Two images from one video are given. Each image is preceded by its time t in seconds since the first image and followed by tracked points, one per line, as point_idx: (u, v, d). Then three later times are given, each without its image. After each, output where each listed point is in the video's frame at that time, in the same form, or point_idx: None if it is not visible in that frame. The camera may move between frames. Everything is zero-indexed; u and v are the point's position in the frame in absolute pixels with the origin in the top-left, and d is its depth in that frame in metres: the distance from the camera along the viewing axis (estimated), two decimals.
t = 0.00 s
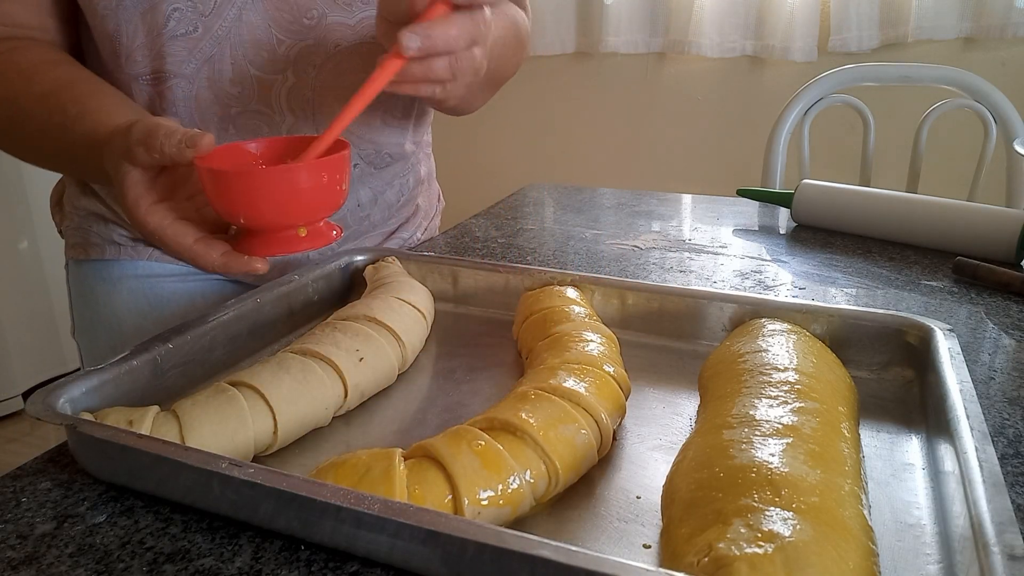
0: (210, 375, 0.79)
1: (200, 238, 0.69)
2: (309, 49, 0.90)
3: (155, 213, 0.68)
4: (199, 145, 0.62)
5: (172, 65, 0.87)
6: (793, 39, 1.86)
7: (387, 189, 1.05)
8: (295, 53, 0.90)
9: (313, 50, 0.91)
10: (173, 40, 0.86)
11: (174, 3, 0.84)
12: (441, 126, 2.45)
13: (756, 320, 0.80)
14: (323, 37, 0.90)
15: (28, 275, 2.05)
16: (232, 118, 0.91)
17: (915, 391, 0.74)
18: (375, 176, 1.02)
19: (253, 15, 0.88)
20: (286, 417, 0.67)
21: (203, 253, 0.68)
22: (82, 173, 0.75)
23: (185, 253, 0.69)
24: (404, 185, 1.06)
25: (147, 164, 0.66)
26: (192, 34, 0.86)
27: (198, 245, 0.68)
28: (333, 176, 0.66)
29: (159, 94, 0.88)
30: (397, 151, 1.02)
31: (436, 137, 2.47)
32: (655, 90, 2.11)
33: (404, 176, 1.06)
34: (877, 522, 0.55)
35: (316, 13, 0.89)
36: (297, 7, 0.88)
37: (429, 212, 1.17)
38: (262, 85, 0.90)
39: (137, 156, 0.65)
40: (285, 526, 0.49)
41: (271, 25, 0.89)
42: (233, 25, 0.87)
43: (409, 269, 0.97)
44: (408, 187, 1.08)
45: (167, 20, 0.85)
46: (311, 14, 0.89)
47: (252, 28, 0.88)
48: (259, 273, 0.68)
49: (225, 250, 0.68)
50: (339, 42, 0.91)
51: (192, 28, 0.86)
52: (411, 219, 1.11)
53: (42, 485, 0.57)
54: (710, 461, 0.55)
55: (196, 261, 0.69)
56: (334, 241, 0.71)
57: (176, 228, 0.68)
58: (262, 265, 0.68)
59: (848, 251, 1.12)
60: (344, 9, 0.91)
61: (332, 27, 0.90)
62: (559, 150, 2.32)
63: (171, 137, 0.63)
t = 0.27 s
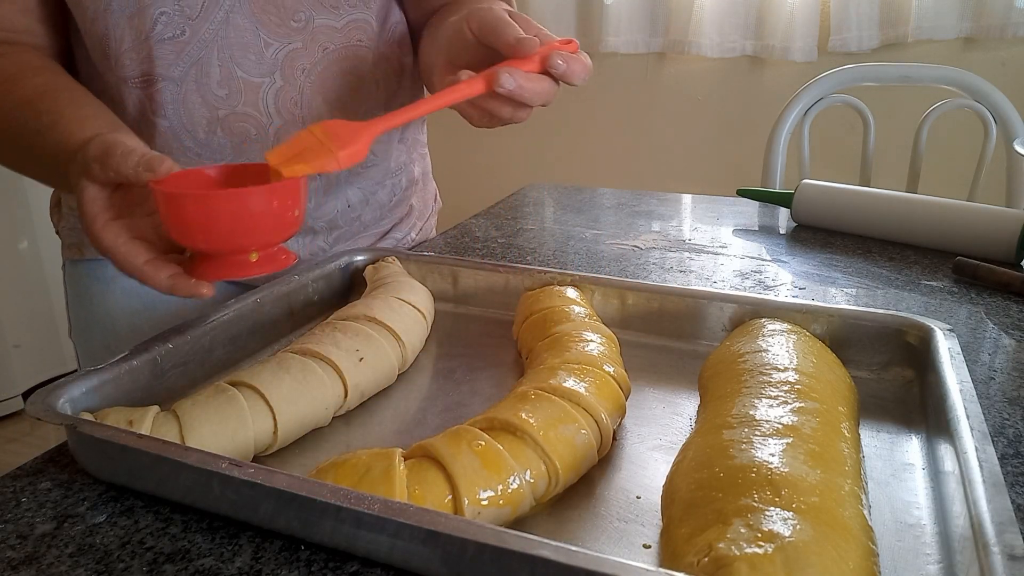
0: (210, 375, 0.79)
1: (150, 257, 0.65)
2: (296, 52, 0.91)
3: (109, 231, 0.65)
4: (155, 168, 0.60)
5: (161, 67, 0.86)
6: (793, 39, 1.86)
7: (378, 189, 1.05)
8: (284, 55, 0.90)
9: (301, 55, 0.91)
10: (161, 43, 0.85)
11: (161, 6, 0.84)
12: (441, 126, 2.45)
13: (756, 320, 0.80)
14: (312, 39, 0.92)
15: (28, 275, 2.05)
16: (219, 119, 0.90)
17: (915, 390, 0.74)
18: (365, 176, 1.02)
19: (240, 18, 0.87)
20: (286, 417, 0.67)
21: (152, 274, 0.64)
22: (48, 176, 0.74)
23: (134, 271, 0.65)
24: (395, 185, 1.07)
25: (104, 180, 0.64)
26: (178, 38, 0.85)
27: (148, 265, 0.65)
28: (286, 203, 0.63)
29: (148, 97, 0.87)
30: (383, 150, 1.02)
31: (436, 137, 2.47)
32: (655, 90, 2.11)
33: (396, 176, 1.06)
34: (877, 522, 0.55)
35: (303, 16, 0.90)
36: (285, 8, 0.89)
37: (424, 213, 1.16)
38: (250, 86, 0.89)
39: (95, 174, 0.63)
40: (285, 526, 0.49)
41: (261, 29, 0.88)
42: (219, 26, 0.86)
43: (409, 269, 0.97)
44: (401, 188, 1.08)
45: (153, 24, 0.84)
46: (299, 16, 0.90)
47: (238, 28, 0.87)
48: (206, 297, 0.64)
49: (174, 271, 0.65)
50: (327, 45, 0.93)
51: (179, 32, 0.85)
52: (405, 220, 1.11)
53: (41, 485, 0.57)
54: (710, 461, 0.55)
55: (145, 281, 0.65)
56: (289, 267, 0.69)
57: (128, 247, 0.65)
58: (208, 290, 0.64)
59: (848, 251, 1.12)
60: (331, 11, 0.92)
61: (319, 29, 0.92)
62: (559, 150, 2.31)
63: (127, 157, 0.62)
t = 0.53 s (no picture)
0: (210, 375, 0.79)
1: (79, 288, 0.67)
2: (280, 60, 0.87)
3: (44, 256, 0.67)
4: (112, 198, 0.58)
5: (147, 78, 0.83)
6: (793, 39, 1.86)
7: (374, 188, 1.02)
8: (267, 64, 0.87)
9: (285, 61, 0.87)
10: (145, 55, 0.82)
11: (146, 17, 0.81)
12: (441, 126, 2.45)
13: (756, 320, 0.80)
14: (296, 45, 0.87)
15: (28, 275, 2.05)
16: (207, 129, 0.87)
17: (915, 390, 0.74)
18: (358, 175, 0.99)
19: (224, 28, 0.83)
20: (286, 417, 0.67)
21: (78, 304, 0.66)
22: None
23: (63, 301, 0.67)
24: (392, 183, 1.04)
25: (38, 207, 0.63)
26: (163, 49, 0.82)
27: (76, 297, 0.67)
28: (210, 237, 0.62)
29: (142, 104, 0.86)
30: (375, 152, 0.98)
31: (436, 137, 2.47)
32: (655, 90, 2.11)
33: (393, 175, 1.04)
34: (877, 522, 0.55)
35: (286, 23, 0.85)
36: (267, 16, 0.84)
37: (420, 210, 1.13)
38: (237, 96, 0.87)
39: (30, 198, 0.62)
40: (285, 526, 0.49)
41: (243, 37, 0.84)
42: (204, 37, 0.83)
43: (409, 269, 0.97)
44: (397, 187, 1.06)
45: (138, 35, 0.82)
46: (281, 24, 0.85)
47: (222, 38, 0.83)
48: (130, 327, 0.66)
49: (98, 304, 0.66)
50: (311, 53, 0.88)
51: (163, 43, 0.82)
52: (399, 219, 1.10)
53: (41, 485, 0.57)
54: (710, 461, 0.55)
55: (74, 310, 0.67)
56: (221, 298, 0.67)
57: (59, 275, 0.67)
58: (131, 322, 0.66)
59: (848, 251, 1.12)
60: (315, 18, 0.87)
61: (303, 36, 0.87)
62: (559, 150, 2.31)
63: (60, 185, 0.59)
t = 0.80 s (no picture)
0: (210, 375, 0.79)
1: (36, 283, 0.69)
2: (260, 63, 0.89)
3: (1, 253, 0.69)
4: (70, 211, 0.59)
5: (130, 87, 0.85)
6: (793, 39, 1.86)
7: (355, 193, 1.01)
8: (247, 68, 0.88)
9: (264, 64, 0.89)
10: (125, 65, 0.84)
11: (123, 27, 0.83)
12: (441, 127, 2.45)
13: (756, 320, 0.80)
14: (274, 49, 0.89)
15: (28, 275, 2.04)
16: (191, 134, 0.89)
17: (915, 391, 0.74)
18: (337, 176, 0.98)
19: (201, 34, 0.84)
20: (286, 417, 0.67)
21: (33, 300, 0.68)
22: None
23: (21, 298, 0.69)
24: (376, 187, 1.03)
25: None
26: (142, 58, 0.84)
27: (30, 292, 0.68)
28: (166, 222, 0.62)
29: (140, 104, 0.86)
30: (355, 151, 0.98)
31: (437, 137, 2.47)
32: (655, 90, 2.11)
33: (377, 179, 1.03)
34: (877, 522, 0.55)
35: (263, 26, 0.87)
36: (243, 19, 0.86)
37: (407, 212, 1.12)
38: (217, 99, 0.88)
39: None
40: (285, 526, 0.49)
41: (221, 42, 0.86)
42: (181, 44, 0.84)
43: (409, 269, 0.97)
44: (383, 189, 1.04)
45: (116, 45, 0.83)
46: (258, 27, 0.87)
47: (199, 43, 0.85)
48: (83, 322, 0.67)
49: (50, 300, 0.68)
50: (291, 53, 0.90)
51: (141, 53, 0.84)
52: (388, 223, 1.07)
53: (41, 485, 0.57)
54: (710, 461, 0.55)
55: (29, 306, 0.69)
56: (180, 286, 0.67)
57: (15, 274, 0.69)
58: (87, 314, 0.67)
59: (848, 251, 1.12)
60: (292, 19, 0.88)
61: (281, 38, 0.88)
62: (559, 150, 2.31)
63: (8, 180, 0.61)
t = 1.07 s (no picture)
0: (210, 375, 0.79)
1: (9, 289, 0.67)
2: (231, 71, 0.86)
3: None
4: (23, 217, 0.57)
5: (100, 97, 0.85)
6: (793, 39, 1.86)
7: (348, 194, 0.99)
8: (218, 75, 0.85)
9: (235, 73, 0.86)
10: (94, 73, 0.83)
11: (90, 37, 0.82)
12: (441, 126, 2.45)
13: (756, 320, 0.80)
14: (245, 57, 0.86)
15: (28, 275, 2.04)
16: (162, 147, 0.88)
17: (915, 391, 0.74)
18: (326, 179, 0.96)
19: (167, 44, 0.83)
20: (286, 417, 0.67)
21: (4, 304, 0.66)
22: None
23: None
24: (369, 188, 1.00)
25: None
26: (109, 68, 0.83)
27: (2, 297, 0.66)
28: (142, 222, 0.63)
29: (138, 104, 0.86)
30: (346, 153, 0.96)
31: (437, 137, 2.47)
32: (655, 90, 2.11)
33: (370, 180, 1.00)
34: (877, 522, 0.55)
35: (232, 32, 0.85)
36: (212, 26, 0.84)
37: (404, 212, 1.12)
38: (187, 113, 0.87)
39: None
40: (285, 526, 0.49)
41: (190, 51, 0.84)
42: (147, 55, 0.83)
43: (409, 269, 0.97)
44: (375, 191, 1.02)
45: (84, 54, 0.82)
46: (227, 33, 0.84)
47: (167, 55, 0.84)
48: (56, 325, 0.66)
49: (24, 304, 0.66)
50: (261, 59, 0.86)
51: (108, 62, 0.83)
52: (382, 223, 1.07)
53: (41, 485, 0.57)
54: (710, 461, 0.55)
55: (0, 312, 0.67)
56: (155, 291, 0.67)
57: None
58: (58, 319, 0.65)
59: (848, 251, 1.12)
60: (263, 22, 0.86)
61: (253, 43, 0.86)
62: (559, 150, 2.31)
63: None
